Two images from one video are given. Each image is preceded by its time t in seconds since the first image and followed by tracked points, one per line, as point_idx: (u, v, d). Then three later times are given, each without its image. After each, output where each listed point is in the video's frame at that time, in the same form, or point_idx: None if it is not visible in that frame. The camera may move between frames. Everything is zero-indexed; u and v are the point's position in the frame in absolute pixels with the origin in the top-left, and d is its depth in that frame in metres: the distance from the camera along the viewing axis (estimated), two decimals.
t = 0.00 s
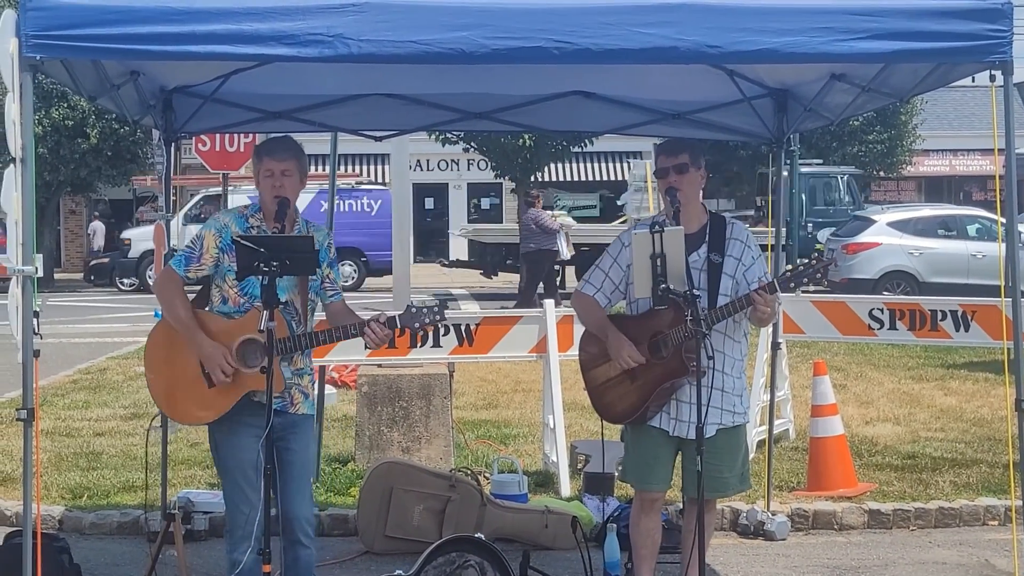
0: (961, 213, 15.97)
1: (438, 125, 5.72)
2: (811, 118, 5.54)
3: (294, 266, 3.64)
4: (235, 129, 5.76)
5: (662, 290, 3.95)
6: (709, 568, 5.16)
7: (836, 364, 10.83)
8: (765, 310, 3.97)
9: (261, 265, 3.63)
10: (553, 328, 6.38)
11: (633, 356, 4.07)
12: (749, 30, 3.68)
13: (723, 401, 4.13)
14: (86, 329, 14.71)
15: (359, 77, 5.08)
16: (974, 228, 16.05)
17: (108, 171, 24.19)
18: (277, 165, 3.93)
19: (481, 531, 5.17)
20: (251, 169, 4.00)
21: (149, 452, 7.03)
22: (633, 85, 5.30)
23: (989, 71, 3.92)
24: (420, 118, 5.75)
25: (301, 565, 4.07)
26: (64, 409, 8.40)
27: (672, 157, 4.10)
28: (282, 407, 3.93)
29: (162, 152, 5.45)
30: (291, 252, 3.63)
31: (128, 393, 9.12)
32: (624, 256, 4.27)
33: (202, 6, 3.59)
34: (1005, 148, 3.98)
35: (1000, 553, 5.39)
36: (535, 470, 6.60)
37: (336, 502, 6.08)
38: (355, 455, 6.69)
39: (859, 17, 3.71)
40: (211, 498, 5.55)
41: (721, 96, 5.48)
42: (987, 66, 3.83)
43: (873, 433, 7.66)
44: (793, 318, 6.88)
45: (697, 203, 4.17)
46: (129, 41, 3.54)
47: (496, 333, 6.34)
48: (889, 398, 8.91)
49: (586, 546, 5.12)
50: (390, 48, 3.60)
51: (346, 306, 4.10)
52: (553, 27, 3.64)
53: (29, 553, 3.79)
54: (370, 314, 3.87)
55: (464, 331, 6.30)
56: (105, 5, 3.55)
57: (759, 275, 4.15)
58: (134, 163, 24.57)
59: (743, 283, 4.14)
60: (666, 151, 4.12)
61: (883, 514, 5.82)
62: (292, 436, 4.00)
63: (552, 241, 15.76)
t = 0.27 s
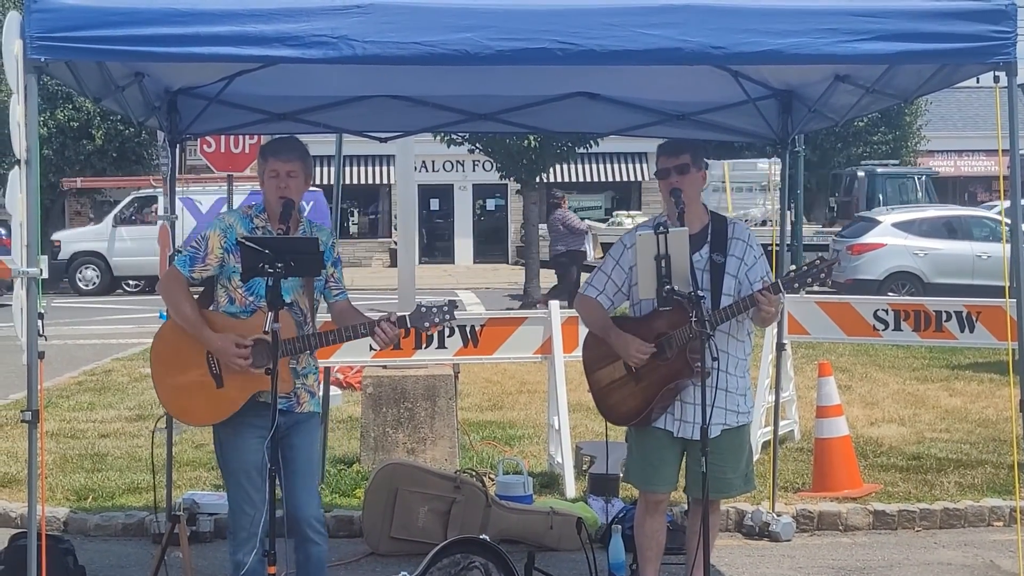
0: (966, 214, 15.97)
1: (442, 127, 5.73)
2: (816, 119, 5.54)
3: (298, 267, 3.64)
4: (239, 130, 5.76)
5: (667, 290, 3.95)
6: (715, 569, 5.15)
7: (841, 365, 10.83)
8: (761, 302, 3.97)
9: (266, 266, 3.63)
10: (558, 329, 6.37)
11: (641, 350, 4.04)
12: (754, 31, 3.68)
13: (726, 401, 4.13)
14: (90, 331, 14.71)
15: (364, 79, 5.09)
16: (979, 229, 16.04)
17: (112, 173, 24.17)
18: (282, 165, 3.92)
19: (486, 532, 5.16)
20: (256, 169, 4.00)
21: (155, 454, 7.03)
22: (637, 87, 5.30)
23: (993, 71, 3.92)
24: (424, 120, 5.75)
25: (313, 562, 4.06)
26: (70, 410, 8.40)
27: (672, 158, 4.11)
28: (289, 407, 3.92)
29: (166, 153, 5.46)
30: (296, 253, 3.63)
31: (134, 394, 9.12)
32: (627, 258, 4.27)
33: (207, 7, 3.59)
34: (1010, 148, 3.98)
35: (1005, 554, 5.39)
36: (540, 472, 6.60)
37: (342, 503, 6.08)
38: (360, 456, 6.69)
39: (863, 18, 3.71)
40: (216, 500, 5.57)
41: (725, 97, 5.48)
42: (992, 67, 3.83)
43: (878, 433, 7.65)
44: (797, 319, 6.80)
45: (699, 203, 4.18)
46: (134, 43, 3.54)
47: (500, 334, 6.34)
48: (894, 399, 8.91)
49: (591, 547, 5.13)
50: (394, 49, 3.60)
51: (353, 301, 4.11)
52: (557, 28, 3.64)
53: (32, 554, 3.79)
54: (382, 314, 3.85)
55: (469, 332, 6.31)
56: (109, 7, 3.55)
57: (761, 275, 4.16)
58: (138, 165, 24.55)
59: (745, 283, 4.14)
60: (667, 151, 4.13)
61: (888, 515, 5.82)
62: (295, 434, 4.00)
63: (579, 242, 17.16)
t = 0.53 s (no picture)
0: (967, 215, 15.98)
1: (443, 128, 5.73)
2: (817, 120, 5.54)
3: (300, 268, 3.64)
4: (240, 131, 5.76)
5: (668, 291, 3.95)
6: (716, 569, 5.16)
7: (843, 365, 10.84)
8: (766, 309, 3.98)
9: (266, 267, 3.63)
10: (559, 330, 6.37)
11: (645, 338, 4.06)
12: (754, 32, 3.68)
13: (727, 400, 4.13)
14: (92, 333, 14.69)
15: (365, 80, 5.09)
16: (980, 230, 16.06)
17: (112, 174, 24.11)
18: (286, 164, 3.93)
19: (487, 533, 5.16)
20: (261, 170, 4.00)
21: (156, 455, 7.02)
22: (638, 87, 5.30)
23: (994, 72, 3.92)
24: (425, 121, 5.75)
25: (328, 565, 4.03)
26: (71, 412, 8.39)
27: (671, 158, 4.11)
28: (306, 405, 3.93)
29: (167, 155, 5.45)
30: (297, 255, 3.63)
31: (135, 396, 9.11)
32: (626, 257, 4.26)
33: (208, 9, 3.59)
34: (1011, 149, 3.98)
35: (1007, 554, 5.39)
36: (542, 472, 6.60)
37: (343, 505, 6.08)
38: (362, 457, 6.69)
39: (863, 19, 3.71)
40: (217, 501, 5.42)
41: (726, 97, 5.48)
42: (992, 68, 3.83)
43: (879, 434, 7.66)
44: (799, 320, 6.77)
45: (699, 202, 4.18)
46: (135, 45, 3.53)
47: (501, 335, 6.35)
48: (895, 399, 8.91)
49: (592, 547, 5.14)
50: (395, 51, 3.60)
51: (369, 295, 4.06)
52: (558, 29, 3.64)
53: (34, 555, 3.80)
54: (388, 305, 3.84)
55: (470, 334, 6.31)
56: (111, 8, 3.55)
57: (762, 272, 4.16)
58: (139, 166, 24.50)
59: (745, 281, 4.15)
60: (666, 152, 4.12)
61: (889, 515, 5.82)
62: (316, 439, 4.00)
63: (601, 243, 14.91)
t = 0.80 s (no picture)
0: (968, 218, 15.99)
1: (444, 129, 5.73)
2: (817, 122, 5.54)
3: (301, 268, 3.64)
4: (241, 132, 5.76)
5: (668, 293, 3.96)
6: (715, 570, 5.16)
7: (843, 367, 10.84)
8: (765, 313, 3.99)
9: (267, 267, 3.63)
10: (559, 331, 6.37)
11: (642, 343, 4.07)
12: (755, 33, 3.68)
13: (728, 402, 4.13)
14: (94, 332, 14.69)
15: (366, 81, 5.09)
16: (981, 232, 16.07)
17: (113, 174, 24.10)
18: (289, 166, 3.93)
19: (487, 534, 5.16)
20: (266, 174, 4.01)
21: (157, 455, 7.02)
22: (639, 88, 5.30)
23: (994, 75, 3.93)
24: (426, 121, 5.75)
25: (336, 568, 4.04)
26: (71, 411, 8.39)
27: (669, 160, 4.11)
28: (320, 405, 3.94)
29: (168, 155, 5.45)
30: (299, 255, 3.63)
31: (136, 396, 9.12)
32: (628, 260, 4.25)
33: (209, 9, 3.59)
34: (1011, 151, 3.98)
35: (1006, 556, 5.39)
36: (541, 474, 6.60)
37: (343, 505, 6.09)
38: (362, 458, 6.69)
39: (863, 21, 3.71)
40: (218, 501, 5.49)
41: (727, 99, 5.48)
42: (993, 70, 3.83)
43: (879, 436, 7.66)
44: (799, 323, 6.75)
45: (699, 205, 4.18)
46: (136, 45, 3.54)
47: (501, 336, 6.35)
48: (895, 401, 8.92)
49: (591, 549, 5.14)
50: (396, 51, 3.60)
51: (383, 288, 3.96)
52: (559, 30, 3.64)
53: (34, 555, 3.80)
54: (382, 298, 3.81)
55: (470, 334, 6.32)
56: (112, 8, 3.55)
57: (762, 276, 4.16)
58: (140, 166, 24.49)
59: (746, 284, 4.15)
60: (663, 155, 4.12)
61: (889, 517, 5.82)
62: (330, 440, 4.02)
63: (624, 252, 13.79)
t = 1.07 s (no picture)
0: (969, 217, 15.98)
1: (445, 131, 5.73)
2: (818, 123, 5.53)
3: (303, 271, 3.64)
4: (242, 135, 5.77)
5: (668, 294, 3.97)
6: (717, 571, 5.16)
7: (845, 368, 10.83)
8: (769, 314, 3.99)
9: (268, 270, 3.64)
10: (560, 333, 6.36)
11: (645, 347, 4.05)
12: (755, 35, 3.68)
13: (732, 403, 4.13)
14: (96, 336, 14.70)
15: (367, 83, 5.09)
16: (982, 231, 16.06)
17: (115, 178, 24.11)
18: (286, 168, 3.93)
19: (489, 535, 5.16)
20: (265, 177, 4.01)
21: (158, 459, 7.03)
22: (639, 90, 5.30)
23: (994, 75, 3.92)
24: (427, 124, 5.75)
25: (339, 571, 4.03)
26: (73, 415, 8.40)
27: (666, 162, 4.11)
28: (323, 407, 3.94)
29: (169, 158, 5.46)
30: (299, 258, 3.63)
31: (138, 399, 9.12)
32: (629, 262, 4.26)
33: (209, 13, 3.60)
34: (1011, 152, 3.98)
35: (1009, 557, 5.39)
36: (544, 476, 6.59)
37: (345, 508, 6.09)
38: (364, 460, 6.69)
39: (863, 22, 3.71)
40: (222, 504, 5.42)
41: (728, 100, 5.48)
42: (993, 70, 3.82)
43: (881, 436, 7.65)
44: (800, 322, 6.71)
45: (699, 205, 4.18)
46: (136, 49, 3.54)
47: (504, 338, 6.35)
48: (897, 402, 8.91)
49: (594, 551, 5.13)
50: (396, 54, 3.60)
51: (382, 286, 3.93)
52: (559, 32, 3.64)
53: (38, 559, 3.80)
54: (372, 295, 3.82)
55: (472, 336, 6.32)
56: (112, 12, 3.56)
57: (764, 276, 4.16)
58: (142, 169, 24.42)
59: (748, 284, 4.15)
60: (661, 157, 4.14)
61: (892, 518, 5.81)
62: (332, 444, 4.02)
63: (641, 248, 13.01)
